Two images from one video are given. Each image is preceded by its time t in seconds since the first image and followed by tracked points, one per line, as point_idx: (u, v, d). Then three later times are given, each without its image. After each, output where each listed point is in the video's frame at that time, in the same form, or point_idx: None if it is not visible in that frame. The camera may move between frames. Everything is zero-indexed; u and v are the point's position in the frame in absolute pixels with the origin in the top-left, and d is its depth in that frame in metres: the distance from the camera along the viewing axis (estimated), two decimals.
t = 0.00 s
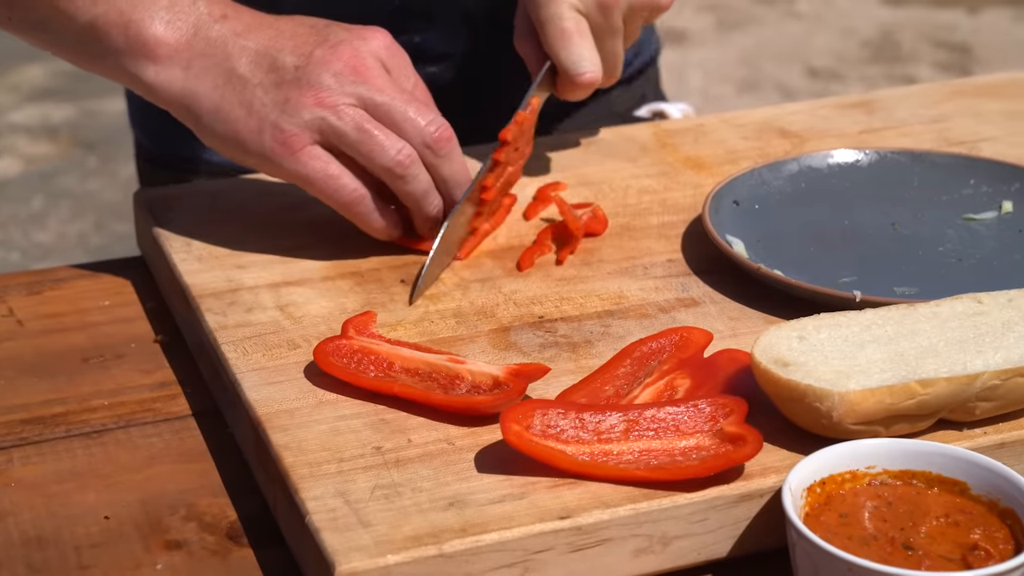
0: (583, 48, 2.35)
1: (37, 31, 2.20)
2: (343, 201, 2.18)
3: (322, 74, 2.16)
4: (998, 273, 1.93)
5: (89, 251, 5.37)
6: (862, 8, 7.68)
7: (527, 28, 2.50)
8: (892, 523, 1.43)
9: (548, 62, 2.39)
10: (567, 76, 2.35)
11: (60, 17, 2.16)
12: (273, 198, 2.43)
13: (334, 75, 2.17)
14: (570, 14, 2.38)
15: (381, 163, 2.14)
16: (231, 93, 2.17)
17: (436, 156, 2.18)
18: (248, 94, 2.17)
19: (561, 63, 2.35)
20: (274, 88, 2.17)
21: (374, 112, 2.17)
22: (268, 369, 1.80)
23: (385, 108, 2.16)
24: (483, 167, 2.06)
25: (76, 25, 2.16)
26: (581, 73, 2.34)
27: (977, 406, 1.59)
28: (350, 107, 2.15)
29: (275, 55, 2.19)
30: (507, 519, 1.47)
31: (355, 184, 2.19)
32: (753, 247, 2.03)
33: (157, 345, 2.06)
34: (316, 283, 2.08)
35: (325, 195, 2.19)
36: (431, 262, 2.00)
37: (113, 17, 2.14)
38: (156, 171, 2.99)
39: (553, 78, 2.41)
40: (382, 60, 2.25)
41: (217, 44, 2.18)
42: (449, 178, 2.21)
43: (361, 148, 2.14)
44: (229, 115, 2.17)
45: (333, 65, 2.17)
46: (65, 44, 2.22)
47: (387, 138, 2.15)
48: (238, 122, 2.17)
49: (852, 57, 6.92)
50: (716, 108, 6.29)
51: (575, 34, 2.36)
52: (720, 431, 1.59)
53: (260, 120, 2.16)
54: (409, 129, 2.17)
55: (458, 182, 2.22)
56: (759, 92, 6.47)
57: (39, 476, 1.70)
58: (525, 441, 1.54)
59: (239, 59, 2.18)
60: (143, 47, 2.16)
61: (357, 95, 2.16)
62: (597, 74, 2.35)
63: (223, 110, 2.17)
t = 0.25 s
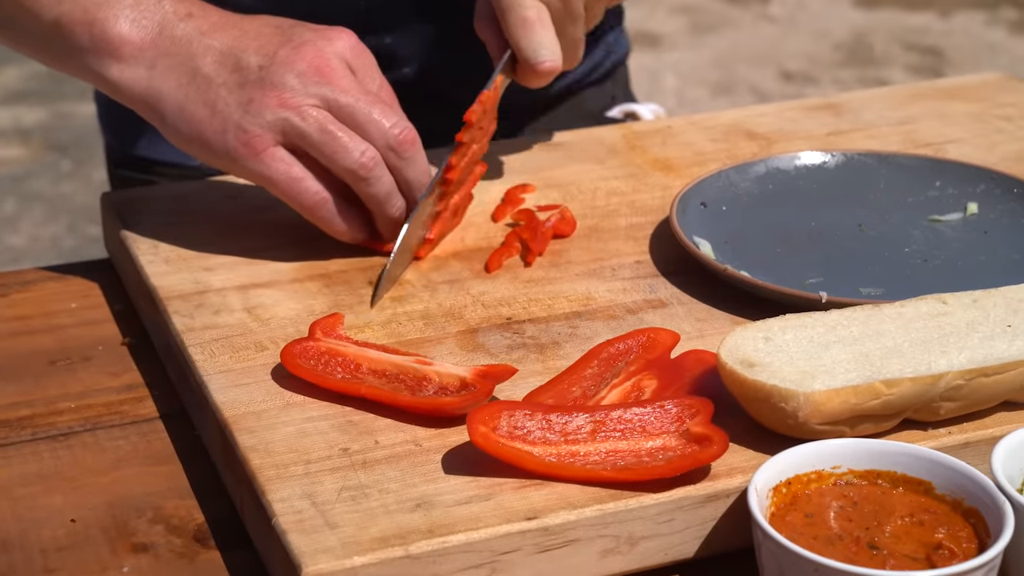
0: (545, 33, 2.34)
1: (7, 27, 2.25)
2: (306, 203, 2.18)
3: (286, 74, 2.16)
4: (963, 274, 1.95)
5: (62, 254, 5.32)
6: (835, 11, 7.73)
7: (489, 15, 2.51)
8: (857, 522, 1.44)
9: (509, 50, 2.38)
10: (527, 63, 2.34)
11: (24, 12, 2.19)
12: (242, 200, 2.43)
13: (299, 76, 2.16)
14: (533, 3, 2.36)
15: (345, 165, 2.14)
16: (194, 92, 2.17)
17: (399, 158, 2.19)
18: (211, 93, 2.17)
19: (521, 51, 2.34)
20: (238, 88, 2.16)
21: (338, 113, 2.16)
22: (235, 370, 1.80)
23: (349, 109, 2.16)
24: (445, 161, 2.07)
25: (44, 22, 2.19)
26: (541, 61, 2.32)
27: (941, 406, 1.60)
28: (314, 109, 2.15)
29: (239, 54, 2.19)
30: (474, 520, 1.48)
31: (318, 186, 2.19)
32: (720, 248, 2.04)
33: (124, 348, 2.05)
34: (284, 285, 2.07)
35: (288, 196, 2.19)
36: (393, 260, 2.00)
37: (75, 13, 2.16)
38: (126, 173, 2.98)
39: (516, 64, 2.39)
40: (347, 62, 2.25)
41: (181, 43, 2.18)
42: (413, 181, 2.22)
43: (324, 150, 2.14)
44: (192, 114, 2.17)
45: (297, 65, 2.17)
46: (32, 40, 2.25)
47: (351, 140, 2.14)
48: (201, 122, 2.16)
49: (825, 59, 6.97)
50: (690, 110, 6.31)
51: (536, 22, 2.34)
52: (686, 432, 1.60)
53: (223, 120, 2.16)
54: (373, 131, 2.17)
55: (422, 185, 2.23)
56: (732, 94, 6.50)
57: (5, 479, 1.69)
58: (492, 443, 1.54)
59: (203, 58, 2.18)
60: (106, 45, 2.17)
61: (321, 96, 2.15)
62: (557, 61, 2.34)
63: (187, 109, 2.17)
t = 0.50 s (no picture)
0: (528, 43, 2.35)
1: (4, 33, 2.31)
2: (298, 202, 2.18)
3: (275, 73, 2.16)
4: (956, 276, 1.96)
5: (56, 256, 5.31)
6: (827, 13, 7.75)
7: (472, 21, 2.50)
8: (853, 525, 1.45)
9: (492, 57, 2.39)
10: (510, 69, 2.35)
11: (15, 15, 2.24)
12: (237, 202, 2.43)
13: (288, 75, 2.16)
14: (516, 10, 2.37)
15: (334, 164, 2.14)
16: (185, 94, 2.19)
17: (389, 157, 2.18)
18: (202, 95, 2.18)
19: (505, 57, 2.35)
20: (228, 89, 2.17)
21: (328, 113, 2.16)
22: (231, 372, 1.80)
23: (339, 108, 2.15)
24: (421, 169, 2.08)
25: (39, 29, 2.23)
26: (525, 68, 2.33)
27: (936, 408, 1.61)
28: (304, 108, 2.15)
29: (229, 56, 2.20)
30: (470, 522, 1.48)
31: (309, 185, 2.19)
32: (715, 251, 2.05)
33: (120, 350, 2.05)
34: (280, 286, 2.07)
35: (280, 195, 2.19)
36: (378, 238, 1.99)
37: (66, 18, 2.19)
38: (121, 174, 2.98)
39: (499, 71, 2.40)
40: (337, 61, 2.25)
41: (172, 47, 2.21)
42: (403, 181, 2.21)
43: (314, 148, 2.14)
44: (183, 116, 2.18)
45: (286, 65, 2.17)
46: (27, 45, 2.29)
47: (341, 139, 2.14)
48: (192, 123, 2.18)
49: (818, 61, 6.98)
50: (683, 113, 6.32)
51: (520, 31, 2.35)
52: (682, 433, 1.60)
53: (214, 121, 2.17)
54: (362, 129, 2.16)
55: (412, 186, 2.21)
56: (726, 96, 6.51)
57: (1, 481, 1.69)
58: (488, 445, 1.54)
59: (194, 61, 2.20)
60: (97, 49, 2.20)
61: (311, 95, 2.15)
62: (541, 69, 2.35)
63: (178, 111, 2.18)
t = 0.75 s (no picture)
0: (526, 82, 2.37)
1: (6, 54, 2.33)
2: (297, 207, 2.20)
3: (270, 82, 2.16)
4: (962, 281, 1.96)
5: (58, 262, 5.32)
6: (829, 20, 7.76)
7: (470, 57, 2.52)
8: (861, 529, 1.45)
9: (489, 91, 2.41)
10: (505, 106, 2.36)
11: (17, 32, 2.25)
12: (243, 207, 2.43)
13: (282, 82, 2.17)
14: (512, 45, 2.40)
15: (330, 169, 2.15)
16: (182, 107, 2.18)
17: (384, 161, 2.19)
18: (199, 107, 2.17)
19: (500, 94, 2.37)
20: (223, 99, 2.16)
21: (323, 119, 2.17)
22: (239, 376, 1.80)
23: (333, 113, 2.17)
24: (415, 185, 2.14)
25: (41, 50, 2.25)
26: (520, 106, 2.35)
27: (942, 413, 1.61)
28: (299, 114, 2.16)
29: (224, 68, 2.19)
30: (478, 526, 1.48)
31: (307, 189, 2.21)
32: (720, 256, 2.05)
33: (127, 355, 2.05)
34: (287, 291, 2.08)
35: (278, 201, 2.20)
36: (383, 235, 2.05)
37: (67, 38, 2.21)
38: (126, 180, 2.99)
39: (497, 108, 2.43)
40: (331, 68, 2.26)
41: (169, 64, 2.21)
42: (398, 185, 2.22)
43: (311, 155, 2.15)
44: (181, 129, 2.18)
45: (281, 74, 2.18)
46: (29, 65, 2.31)
47: (336, 145, 2.16)
48: (190, 135, 2.18)
49: (819, 68, 7.00)
50: (684, 119, 6.33)
51: (517, 67, 2.38)
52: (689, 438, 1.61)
53: (210, 132, 2.16)
54: (357, 134, 2.18)
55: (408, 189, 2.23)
56: (726, 103, 6.53)
57: (10, 485, 1.69)
58: (496, 450, 1.55)
59: (190, 75, 2.19)
60: (96, 70, 2.21)
61: (305, 101, 2.16)
62: (535, 105, 2.36)
63: (174, 124, 2.18)
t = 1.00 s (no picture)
0: (548, 124, 2.38)
1: (35, 59, 2.32)
2: (323, 208, 2.22)
3: (294, 86, 2.18)
4: (992, 283, 1.96)
5: (81, 264, 5.35)
6: (850, 23, 7.74)
7: (494, 105, 2.53)
8: (892, 531, 1.45)
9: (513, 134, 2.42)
10: (532, 152, 2.38)
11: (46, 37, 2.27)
12: (271, 208, 2.45)
13: (306, 86, 2.19)
14: (537, 91, 2.41)
15: (354, 172, 2.18)
16: (208, 112, 2.19)
17: (408, 164, 2.22)
18: (224, 111, 2.19)
19: (527, 139, 2.38)
20: (249, 104, 2.18)
21: (347, 122, 2.20)
22: (269, 376, 1.81)
23: (357, 117, 2.19)
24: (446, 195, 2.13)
25: (68, 56, 2.24)
26: (546, 148, 2.36)
27: (974, 415, 1.60)
28: (323, 117, 2.18)
29: (249, 73, 2.21)
30: (509, 525, 1.49)
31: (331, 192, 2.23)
32: (749, 257, 2.05)
33: (157, 355, 2.07)
34: (315, 291, 2.09)
35: (303, 203, 2.23)
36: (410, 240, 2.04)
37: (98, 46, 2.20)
38: (153, 181, 3.00)
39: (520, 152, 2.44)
40: (354, 72, 2.27)
41: (196, 69, 2.22)
42: (421, 188, 2.25)
43: (335, 157, 2.17)
44: (207, 134, 2.19)
45: (305, 78, 2.20)
46: (59, 73, 2.30)
47: (360, 148, 2.18)
48: (215, 140, 2.19)
49: (840, 72, 6.98)
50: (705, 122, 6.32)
51: (541, 111, 2.39)
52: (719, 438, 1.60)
53: (236, 136, 2.18)
54: (380, 137, 2.20)
55: (430, 191, 2.25)
56: (747, 106, 6.51)
57: (43, 483, 1.71)
58: (527, 450, 1.55)
59: (216, 81, 2.20)
60: (126, 78, 2.21)
61: (329, 105, 2.19)
62: (561, 149, 2.37)
63: (200, 129, 2.20)
